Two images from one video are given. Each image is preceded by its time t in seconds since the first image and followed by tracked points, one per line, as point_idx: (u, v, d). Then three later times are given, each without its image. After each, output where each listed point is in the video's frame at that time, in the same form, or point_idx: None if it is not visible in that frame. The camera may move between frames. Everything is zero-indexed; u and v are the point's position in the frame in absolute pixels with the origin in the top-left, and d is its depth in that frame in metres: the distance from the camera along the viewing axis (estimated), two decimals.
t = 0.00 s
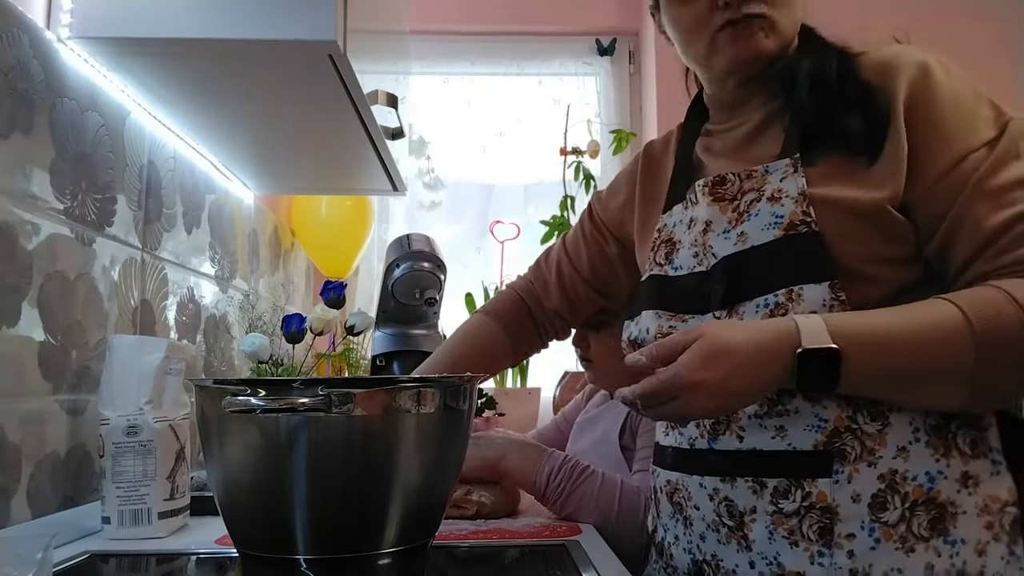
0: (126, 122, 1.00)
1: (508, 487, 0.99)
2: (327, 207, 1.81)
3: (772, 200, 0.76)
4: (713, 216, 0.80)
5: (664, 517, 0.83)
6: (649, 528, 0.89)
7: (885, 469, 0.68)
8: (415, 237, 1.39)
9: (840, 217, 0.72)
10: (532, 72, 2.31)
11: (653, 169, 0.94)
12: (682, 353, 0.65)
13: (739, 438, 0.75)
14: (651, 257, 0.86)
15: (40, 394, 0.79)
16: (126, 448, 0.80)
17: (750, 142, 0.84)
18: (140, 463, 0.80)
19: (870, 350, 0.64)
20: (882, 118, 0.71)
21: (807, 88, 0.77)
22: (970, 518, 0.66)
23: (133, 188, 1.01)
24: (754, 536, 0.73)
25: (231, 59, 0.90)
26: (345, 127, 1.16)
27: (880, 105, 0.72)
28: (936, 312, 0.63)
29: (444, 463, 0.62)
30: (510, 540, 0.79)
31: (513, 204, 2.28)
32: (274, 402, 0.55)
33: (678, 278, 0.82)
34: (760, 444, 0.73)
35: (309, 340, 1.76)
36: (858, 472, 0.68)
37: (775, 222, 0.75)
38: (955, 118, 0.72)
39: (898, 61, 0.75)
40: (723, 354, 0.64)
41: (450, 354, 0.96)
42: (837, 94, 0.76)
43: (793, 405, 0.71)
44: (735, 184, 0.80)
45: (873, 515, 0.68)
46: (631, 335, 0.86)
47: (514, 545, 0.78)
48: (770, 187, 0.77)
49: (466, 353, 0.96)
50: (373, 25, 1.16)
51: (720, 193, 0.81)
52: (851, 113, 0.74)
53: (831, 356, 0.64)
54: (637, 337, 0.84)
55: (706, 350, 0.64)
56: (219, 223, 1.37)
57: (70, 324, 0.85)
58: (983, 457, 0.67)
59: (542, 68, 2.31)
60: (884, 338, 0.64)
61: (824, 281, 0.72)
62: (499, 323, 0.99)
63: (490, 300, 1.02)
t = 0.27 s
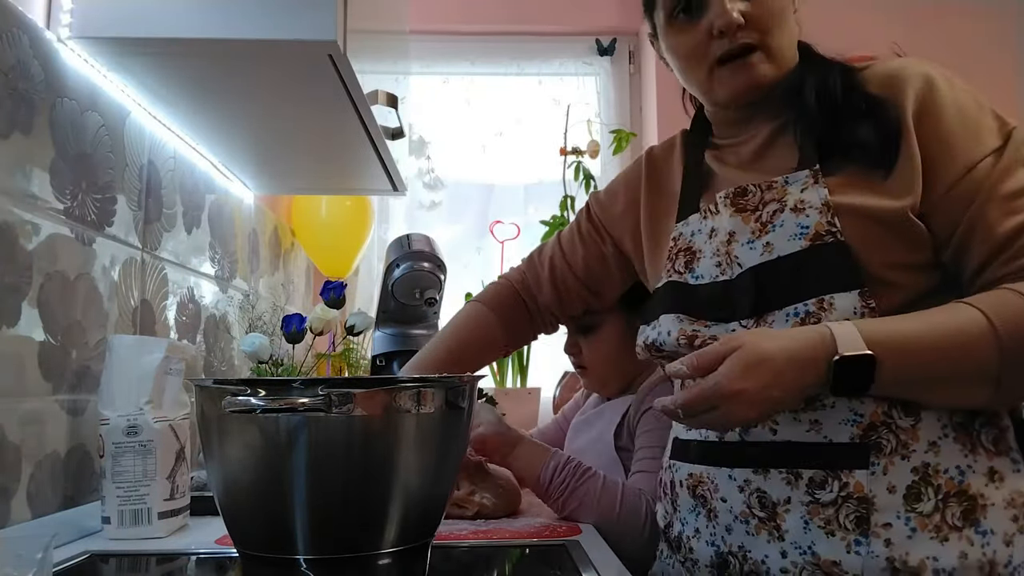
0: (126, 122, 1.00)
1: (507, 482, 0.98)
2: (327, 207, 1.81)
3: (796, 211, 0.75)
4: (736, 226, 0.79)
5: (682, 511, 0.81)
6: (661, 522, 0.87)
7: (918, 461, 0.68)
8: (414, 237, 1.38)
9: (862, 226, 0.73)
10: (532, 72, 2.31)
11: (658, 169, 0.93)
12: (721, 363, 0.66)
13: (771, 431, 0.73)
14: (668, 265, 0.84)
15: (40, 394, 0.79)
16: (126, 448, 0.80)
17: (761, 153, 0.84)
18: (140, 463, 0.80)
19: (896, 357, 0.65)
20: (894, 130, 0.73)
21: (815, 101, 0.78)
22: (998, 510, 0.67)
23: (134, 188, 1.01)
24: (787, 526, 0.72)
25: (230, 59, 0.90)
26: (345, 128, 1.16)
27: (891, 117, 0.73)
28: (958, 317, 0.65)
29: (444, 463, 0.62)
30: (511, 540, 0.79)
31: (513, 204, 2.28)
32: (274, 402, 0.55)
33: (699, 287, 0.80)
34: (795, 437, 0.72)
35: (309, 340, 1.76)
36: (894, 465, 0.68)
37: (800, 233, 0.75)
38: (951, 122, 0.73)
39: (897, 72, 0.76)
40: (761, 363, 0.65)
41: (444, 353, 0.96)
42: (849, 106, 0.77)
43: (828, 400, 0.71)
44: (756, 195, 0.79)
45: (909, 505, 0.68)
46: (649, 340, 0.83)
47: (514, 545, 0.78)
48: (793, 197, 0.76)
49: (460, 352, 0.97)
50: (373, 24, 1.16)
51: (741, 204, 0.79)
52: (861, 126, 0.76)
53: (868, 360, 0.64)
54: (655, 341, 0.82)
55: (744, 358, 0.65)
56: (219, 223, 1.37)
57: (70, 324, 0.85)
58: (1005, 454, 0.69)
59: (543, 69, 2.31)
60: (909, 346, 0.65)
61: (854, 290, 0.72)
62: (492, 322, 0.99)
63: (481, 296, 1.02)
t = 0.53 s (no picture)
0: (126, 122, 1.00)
1: (506, 483, 0.98)
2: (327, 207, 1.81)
3: (812, 218, 0.76)
4: (751, 232, 0.79)
5: (689, 506, 0.81)
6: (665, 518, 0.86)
7: (923, 460, 0.70)
8: (414, 236, 1.40)
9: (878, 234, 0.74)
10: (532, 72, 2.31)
11: (670, 167, 0.93)
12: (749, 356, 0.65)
13: (781, 427, 0.74)
14: (680, 265, 0.84)
15: (40, 394, 0.79)
16: (126, 448, 0.80)
17: (771, 161, 0.85)
18: (140, 463, 0.80)
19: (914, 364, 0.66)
20: (908, 139, 0.74)
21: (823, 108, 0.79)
22: (1001, 508, 0.69)
23: (134, 188, 1.01)
24: (795, 521, 0.73)
25: (228, 59, 0.90)
26: (345, 128, 1.16)
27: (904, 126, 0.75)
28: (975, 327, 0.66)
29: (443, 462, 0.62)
30: (511, 539, 0.79)
31: (512, 204, 2.28)
32: (274, 403, 0.55)
33: (713, 290, 0.80)
34: (803, 434, 0.73)
35: (308, 340, 1.76)
36: (899, 463, 0.70)
37: (816, 241, 0.75)
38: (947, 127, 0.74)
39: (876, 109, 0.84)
40: (790, 359, 0.64)
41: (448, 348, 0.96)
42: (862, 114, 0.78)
43: (838, 399, 0.72)
44: (773, 201, 0.79)
45: (913, 502, 0.70)
46: (658, 338, 0.83)
47: (515, 544, 0.78)
48: (808, 204, 0.77)
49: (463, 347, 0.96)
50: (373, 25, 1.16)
51: (757, 210, 0.79)
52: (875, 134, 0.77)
53: (893, 361, 0.65)
54: (666, 339, 0.82)
55: (776, 353, 0.64)
56: (219, 223, 1.37)
57: (70, 324, 0.85)
58: (1006, 455, 0.71)
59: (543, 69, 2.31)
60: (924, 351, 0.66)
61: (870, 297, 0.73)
62: (496, 316, 0.99)
63: (484, 287, 1.01)
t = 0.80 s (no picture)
0: (127, 123, 1.01)
1: (506, 484, 0.98)
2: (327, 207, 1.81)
3: (828, 222, 0.75)
4: (767, 233, 0.77)
5: (701, 506, 0.79)
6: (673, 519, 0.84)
7: (942, 458, 0.70)
8: (413, 236, 1.41)
9: (891, 236, 0.74)
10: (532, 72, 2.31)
11: (670, 168, 0.92)
12: (782, 358, 0.64)
13: (800, 427, 0.73)
14: (688, 266, 0.82)
15: (40, 394, 0.79)
16: (126, 448, 0.80)
17: (775, 162, 0.85)
18: (140, 463, 0.80)
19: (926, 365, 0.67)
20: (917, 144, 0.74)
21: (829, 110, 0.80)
22: (1018, 505, 0.70)
23: (134, 188, 1.01)
24: (817, 520, 0.72)
25: (226, 59, 0.90)
26: (344, 128, 1.16)
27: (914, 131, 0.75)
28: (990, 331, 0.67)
29: (444, 462, 0.62)
30: (512, 540, 0.79)
31: (512, 204, 2.28)
32: (274, 403, 0.55)
33: (725, 291, 0.79)
34: (824, 434, 0.72)
35: (308, 340, 1.76)
36: (920, 461, 0.70)
37: (833, 244, 0.74)
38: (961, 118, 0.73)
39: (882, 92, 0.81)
40: (823, 360, 0.64)
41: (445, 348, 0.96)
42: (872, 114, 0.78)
43: (859, 399, 0.71)
44: (787, 204, 0.78)
45: (936, 500, 0.69)
46: (669, 338, 0.82)
47: (515, 544, 0.78)
48: (824, 207, 0.75)
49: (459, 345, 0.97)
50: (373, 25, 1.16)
51: (771, 212, 0.78)
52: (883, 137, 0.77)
53: (918, 363, 0.65)
54: (677, 340, 0.80)
55: (809, 355, 0.64)
56: (219, 223, 1.37)
57: (70, 324, 0.85)
58: (1017, 454, 0.72)
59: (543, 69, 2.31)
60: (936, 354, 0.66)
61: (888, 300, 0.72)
62: (493, 317, 0.99)
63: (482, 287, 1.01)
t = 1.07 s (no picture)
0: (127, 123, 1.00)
1: (507, 485, 0.98)
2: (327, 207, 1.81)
3: (840, 218, 0.74)
4: (776, 228, 0.77)
5: (706, 509, 0.78)
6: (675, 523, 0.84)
7: (953, 459, 0.69)
8: (413, 236, 1.40)
9: (903, 234, 0.74)
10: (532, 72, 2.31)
11: (666, 164, 0.91)
12: (810, 350, 0.63)
13: (811, 429, 0.72)
14: (691, 259, 0.81)
15: (40, 394, 0.79)
16: (126, 448, 0.80)
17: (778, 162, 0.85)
18: (140, 463, 0.80)
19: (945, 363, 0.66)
20: (928, 143, 0.74)
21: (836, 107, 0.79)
22: None
23: (133, 188, 1.01)
24: (830, 523, 0.71)
25: (225, 59, 0.90)
26: (344, 128, 1.16)
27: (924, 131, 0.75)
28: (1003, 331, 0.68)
29: (443, 462, 0.62)
30: (512, 540, 0.79)
31: (512, 204, 2.28)
32: (275, 402, 0.55)
33: (730, 285, 0.78)
34: (835, 436, 0.71)
35: (308, 340, 1.76)
36: (932, 463, 0.69)
37: (844, 240, 0.73)
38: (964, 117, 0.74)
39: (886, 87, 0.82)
40: (853, 354, 0.63)
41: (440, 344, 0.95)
42: (880, 111, 0.78)
43: (870, 399, 0.70)
44: (797, 199, 0.77)
45: (949, 501, 0.68)
46: (671, 331, 0.80)
47: (515, 544, 0.78)
48: (835, 204, 0.75)
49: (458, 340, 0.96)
50: (373, 26, 1.16)
51: (781, 206, 0.77)
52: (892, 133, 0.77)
53: (941, 359, 0.65)
54: (681, 335, 0.79)
55: (837, 348, 0.63)
56: (219, 222, 1.37)
57: (70, 324, 0.85)
58: None
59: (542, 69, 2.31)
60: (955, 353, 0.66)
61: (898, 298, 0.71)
62: (490, 313, 0.98)
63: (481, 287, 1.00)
